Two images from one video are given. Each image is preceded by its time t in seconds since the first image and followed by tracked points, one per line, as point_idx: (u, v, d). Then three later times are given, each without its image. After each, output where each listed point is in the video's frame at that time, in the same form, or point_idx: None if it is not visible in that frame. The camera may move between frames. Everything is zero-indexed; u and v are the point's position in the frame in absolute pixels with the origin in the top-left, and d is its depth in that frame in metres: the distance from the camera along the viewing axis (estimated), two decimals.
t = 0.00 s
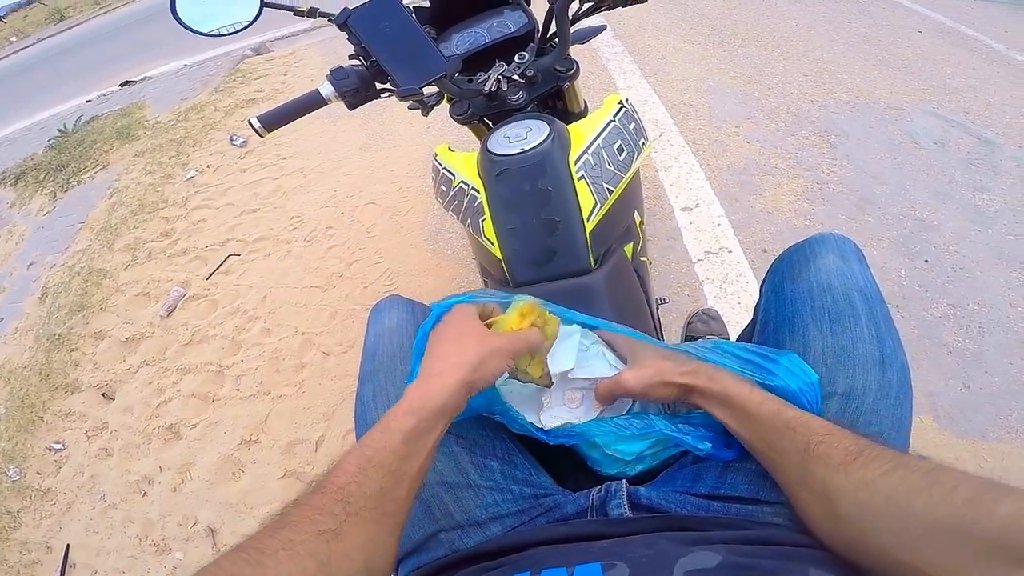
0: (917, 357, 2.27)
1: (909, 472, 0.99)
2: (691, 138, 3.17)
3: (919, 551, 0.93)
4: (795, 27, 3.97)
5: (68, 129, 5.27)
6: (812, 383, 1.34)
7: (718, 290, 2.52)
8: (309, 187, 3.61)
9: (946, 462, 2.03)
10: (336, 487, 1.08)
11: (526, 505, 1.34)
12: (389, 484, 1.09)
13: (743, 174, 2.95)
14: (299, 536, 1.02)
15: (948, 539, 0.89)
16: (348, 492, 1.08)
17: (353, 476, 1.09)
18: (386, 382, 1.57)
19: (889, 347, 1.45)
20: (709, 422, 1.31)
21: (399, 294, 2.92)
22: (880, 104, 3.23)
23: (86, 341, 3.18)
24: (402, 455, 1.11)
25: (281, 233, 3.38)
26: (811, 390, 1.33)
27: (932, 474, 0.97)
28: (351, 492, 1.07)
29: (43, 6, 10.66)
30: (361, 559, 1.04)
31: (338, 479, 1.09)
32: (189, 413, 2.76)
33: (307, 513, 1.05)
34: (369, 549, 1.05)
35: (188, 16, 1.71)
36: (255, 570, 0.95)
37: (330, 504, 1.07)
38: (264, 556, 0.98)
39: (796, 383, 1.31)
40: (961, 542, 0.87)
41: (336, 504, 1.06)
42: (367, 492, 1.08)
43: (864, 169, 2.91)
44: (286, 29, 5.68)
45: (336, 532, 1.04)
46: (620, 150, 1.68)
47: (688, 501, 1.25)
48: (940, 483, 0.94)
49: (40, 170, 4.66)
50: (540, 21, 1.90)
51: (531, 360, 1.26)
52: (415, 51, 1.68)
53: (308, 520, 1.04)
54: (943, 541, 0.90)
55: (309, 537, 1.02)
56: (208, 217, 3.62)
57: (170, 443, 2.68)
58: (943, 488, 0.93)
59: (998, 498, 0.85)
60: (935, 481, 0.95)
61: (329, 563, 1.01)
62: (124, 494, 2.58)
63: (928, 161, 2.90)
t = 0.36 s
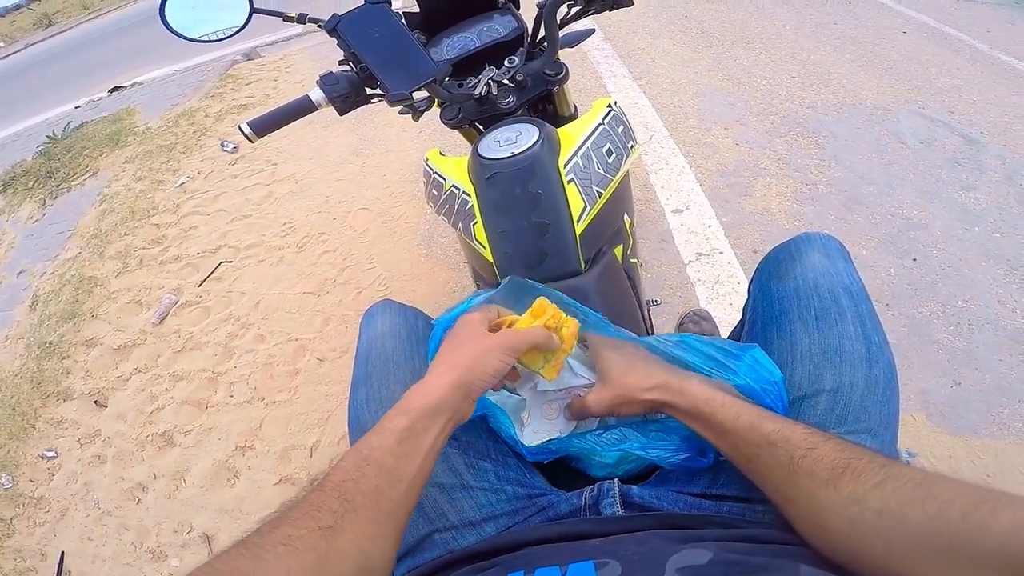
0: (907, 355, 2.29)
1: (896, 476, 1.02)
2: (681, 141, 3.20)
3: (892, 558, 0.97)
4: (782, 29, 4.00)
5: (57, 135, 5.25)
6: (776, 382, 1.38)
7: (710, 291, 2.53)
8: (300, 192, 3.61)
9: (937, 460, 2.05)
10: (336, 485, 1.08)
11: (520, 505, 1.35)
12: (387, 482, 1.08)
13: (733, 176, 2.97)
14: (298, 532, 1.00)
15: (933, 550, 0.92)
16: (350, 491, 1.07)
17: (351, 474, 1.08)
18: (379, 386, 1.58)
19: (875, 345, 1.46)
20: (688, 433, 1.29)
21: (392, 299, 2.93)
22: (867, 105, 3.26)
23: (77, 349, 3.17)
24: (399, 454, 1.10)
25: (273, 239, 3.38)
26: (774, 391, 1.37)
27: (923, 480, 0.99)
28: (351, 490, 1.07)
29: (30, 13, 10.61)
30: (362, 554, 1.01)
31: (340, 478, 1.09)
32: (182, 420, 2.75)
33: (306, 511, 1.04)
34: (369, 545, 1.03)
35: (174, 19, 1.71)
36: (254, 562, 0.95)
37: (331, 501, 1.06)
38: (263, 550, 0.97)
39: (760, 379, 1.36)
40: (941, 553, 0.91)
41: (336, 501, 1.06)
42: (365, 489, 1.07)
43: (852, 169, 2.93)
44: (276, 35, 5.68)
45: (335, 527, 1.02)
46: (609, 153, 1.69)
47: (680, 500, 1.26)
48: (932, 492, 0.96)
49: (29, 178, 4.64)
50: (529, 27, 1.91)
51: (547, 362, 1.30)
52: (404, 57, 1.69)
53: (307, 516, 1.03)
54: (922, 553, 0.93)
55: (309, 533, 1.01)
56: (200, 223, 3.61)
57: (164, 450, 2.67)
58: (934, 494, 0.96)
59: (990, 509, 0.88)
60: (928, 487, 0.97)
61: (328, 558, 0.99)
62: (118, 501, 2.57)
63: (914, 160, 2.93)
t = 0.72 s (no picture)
0: (893, 353, 2.32)
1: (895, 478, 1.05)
2: (666, 144, 3.22)
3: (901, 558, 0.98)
4: (764, 32, 4.04)
5: (38, 143, 5.20)
6: (775, 378, 1.37)
7: (697, 293, 2.55)
8: (287, 199, 3.60)
9: (924, 457, 2.07)
10: (365, 461, 1.12)
11: (511, 509, 1.35)
12: (415, 460, 1.12)
13: (718, 178, 3.00)
14: (329, 504, 1.06)
15: (937, 546, 0.94)
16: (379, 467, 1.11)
17: (385, 452, 1.12)
18: (368, 393, 1.58)
19: (859, 344, 1.48)
20: (680, 423, 1.30)
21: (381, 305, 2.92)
22: (848, 106, 3.29)
23: (62, 359, 3.14)
24: (427, 436, 1.14)
25: (260, 246, 3.37)
26: (773, 386, 1.36)
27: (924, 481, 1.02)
28: (382, 465, 1.11)
29: (8, 19, 10.48)
30: (386, 529, 1.06)
31: (367, 454, 1.13)
32: (170, 429, 2.74)
33: (338, 484, 1.10)
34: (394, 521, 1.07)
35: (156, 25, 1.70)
36: (287, 534, 1.00)
37: (361, 475, 1.10)
38: (295, 522, 1.02)
39: (758, 374, 1.35)
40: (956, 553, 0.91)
41: (366, 476, 1.10)
42: (394, 467, 1.11)
43: (835, 169, 2.97)
44: (259, 42, 5.66)
45: (364, 502, 1.07)
46: (595, 157, 1.70)
47: (670, 501, 1.27)
48: (936, 490, 1.00)
49: (9, 186, 4.59)
50: (514, 32, 1.92)
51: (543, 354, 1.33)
52: (389, 63, 1.69)
53: (337, 489, 1.08)
54: (935, 553, 0.94)
55: (339, 505, 1.06)
56: (185, 231, 3.59)
57: (152, 459, 2.65)
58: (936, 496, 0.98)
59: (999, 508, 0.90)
60: (930, 487, 1.00)
61: (357, 532, 1.04)
62: (106, 512, 2.54)
63: (895, 160, 2.96)
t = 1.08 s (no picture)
0: (906, 357, 2.29)
1: (906, 475, 1.03)
2: (678, 144, 3.20)
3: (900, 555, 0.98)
4: (778, 32, 4.01)
5: (55, 140, 5.25)
6: (789, 373, 1.35)
7: (708, 294, 2.53)
8: (298, 197, 3.61)
9: (936, 462, 2.05)
10: (337, 485, 1.12)
11: (521, 509, 1.35)
12: (389, 480, 1.11)
13: (730, 179, 2.98)
14: (302, 530, 1.05)
15: (940, 548, 0.93)
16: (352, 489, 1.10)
17: (354, 472, 1.12)
18: (378, 391, 1.58)
19: (873, 347, 1.47)
20: (693, 425, 1.28)
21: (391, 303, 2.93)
22: (863, 107, 3.27)
23: (76, 354, 3.16)
24: (399, 452, 1.13)
25: (271, 244, 3.38)
26: (789, 381, 1.35)
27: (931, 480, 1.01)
28: (355, 487, 1.10)
29: (25, 18, 10.59)
30: (364, 553, 1.05)
31: (341, 477, 1.12)
32: (181, 425, 2.75)
33: (310, 510, 1.09)
34: (370, 544, 1.06)
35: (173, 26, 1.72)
36: (260, 562, 0.99)
37: (332, 501, 1.10)
38: (269, 550, 1.02)
39: (776, 369, 1.32)
40: (954, 558, 0.92)
41: (337, 501, 1.10)
42: (367, 489, 1.10)
43: (849, 171, 2.94)
44: (273, 41, 5.69)
45: (336, 526, 1.06)
46: (607, 157, 1.69)
47: (680, 503, 1.26)
48: (940, 490, 0.98)
49: (26, 183, 4.64)
50: (527, 31, 1.91)
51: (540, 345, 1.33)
52: (403, 61, 1.69)
53: (310, 516, 1.08)
54: (938, 553, 0.94)
55: (312, 531, 1.05)
56: (198, 228, 3.62)
57: (163, 455, 2.67)
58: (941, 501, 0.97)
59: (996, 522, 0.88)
60: (938, 489, 0.98)
61: (332, 555, 1.03)
62: (117, 507, 2.56)
63: (910, 162, 2.94)
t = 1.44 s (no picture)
0: (899, 348, 2.30)
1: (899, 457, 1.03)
2: (676, 133, 3.20)
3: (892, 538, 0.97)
4: (779, 24, 4.00)
5: (50, 128, 5.21)
6: (796, 348, 1.34)
7: (704, 283, 2.53)
8: (295, 184, 3.60)
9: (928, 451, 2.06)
10: (309, 500, 1.11)
11: (515, 493, 1.35)
12: (362, 492, 1.11)
13: (728, 168, 2.98)
14: (276, 546, 1.02)
15: (938, 528, 0.92)
16: (322, 505, 1.10)
17: (325, 486, 1.12)
18: (373, 374, 1.58)
19: (869, 332, 1.47)
20: (695, 407, 1.30)
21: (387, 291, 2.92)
22: (863, 99, 3.27)
23: (71, 342, 3.15)
24: (373, 463, 1.14)
25: (267, 231, 3.37)
26: (794, 356, 1.34)
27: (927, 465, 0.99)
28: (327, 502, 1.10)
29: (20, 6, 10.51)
30: (338, 565, 1.03)
31: (316, 491, 1.12)
32: (176, 412, 2.75)
33: (284, 525, 1.07)
34: (344, 556, 1.04)
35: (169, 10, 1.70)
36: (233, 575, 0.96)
37: (304, 515, 1.08)
38: (242, 565, 0.98)
39: (783, 345, 1.32)
40: (943, 538, 0.90)
41: (310, 515, 1.08)
42: (339, 501, 1.10)
43: (846, 162, 2.94)
44: (270, 28, 5.65)
45: (310, 540, 1.04)
46: (605, 142, 1.69)
47: (674, 486, 1.26)
48: (939, 471, 0.97)
49: (21, 171, 4.61)
50: (525, 17, 1.90)
51: (524, 337, 1.29)
52: (400, 43, 1.68)
53: (284, 530, 1.05)
54: (935, 533, 0.92)
55: (286, 545, 1.03)
56: (193, 215, 3.60)
57: (158, 442, 2.67)
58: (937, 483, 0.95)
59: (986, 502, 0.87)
60: (934, 474, 0.97)
61: (305, 568, 1.00)
62: (112, 494, 2.56)
63: (908, 154, 2.94)
